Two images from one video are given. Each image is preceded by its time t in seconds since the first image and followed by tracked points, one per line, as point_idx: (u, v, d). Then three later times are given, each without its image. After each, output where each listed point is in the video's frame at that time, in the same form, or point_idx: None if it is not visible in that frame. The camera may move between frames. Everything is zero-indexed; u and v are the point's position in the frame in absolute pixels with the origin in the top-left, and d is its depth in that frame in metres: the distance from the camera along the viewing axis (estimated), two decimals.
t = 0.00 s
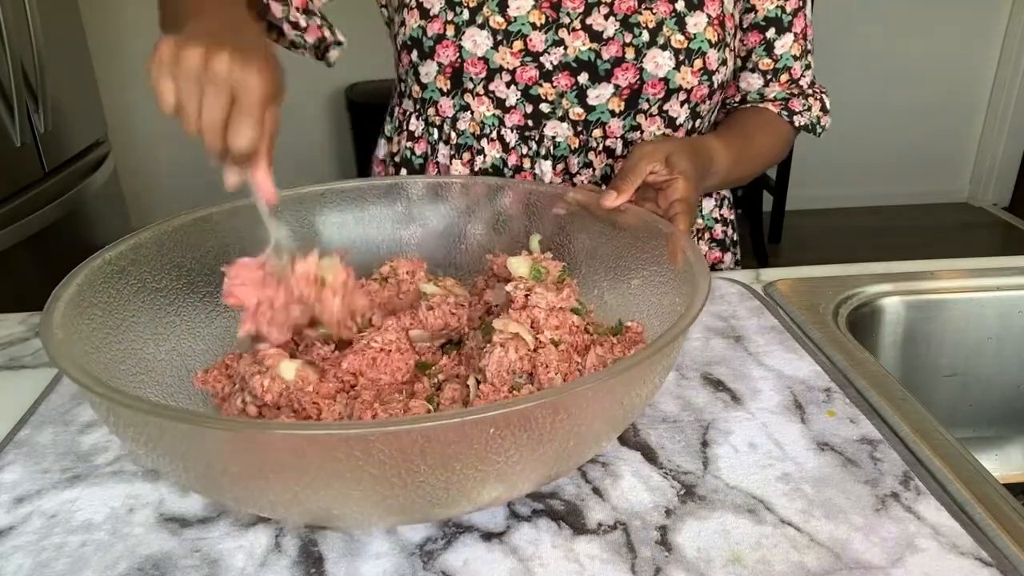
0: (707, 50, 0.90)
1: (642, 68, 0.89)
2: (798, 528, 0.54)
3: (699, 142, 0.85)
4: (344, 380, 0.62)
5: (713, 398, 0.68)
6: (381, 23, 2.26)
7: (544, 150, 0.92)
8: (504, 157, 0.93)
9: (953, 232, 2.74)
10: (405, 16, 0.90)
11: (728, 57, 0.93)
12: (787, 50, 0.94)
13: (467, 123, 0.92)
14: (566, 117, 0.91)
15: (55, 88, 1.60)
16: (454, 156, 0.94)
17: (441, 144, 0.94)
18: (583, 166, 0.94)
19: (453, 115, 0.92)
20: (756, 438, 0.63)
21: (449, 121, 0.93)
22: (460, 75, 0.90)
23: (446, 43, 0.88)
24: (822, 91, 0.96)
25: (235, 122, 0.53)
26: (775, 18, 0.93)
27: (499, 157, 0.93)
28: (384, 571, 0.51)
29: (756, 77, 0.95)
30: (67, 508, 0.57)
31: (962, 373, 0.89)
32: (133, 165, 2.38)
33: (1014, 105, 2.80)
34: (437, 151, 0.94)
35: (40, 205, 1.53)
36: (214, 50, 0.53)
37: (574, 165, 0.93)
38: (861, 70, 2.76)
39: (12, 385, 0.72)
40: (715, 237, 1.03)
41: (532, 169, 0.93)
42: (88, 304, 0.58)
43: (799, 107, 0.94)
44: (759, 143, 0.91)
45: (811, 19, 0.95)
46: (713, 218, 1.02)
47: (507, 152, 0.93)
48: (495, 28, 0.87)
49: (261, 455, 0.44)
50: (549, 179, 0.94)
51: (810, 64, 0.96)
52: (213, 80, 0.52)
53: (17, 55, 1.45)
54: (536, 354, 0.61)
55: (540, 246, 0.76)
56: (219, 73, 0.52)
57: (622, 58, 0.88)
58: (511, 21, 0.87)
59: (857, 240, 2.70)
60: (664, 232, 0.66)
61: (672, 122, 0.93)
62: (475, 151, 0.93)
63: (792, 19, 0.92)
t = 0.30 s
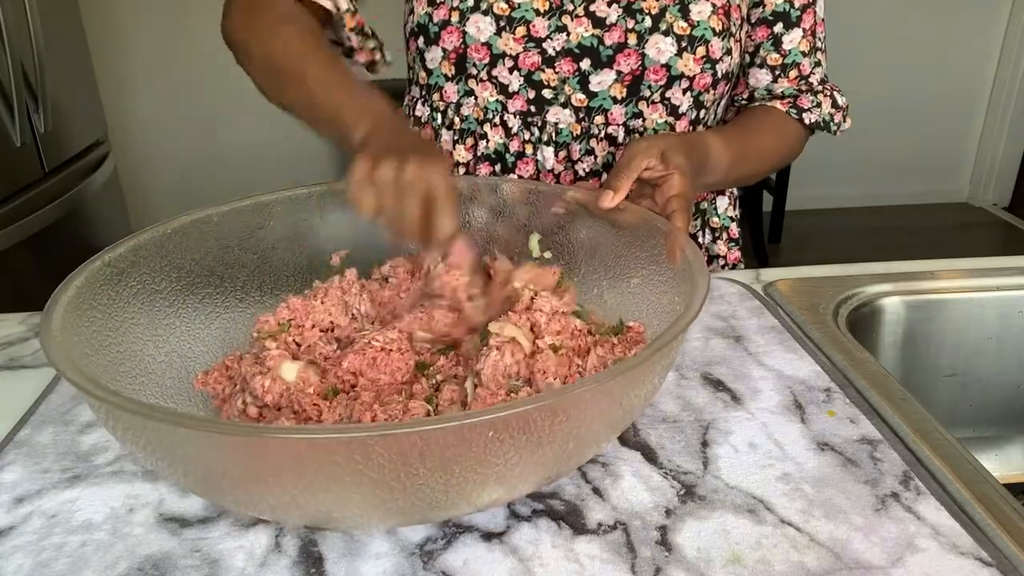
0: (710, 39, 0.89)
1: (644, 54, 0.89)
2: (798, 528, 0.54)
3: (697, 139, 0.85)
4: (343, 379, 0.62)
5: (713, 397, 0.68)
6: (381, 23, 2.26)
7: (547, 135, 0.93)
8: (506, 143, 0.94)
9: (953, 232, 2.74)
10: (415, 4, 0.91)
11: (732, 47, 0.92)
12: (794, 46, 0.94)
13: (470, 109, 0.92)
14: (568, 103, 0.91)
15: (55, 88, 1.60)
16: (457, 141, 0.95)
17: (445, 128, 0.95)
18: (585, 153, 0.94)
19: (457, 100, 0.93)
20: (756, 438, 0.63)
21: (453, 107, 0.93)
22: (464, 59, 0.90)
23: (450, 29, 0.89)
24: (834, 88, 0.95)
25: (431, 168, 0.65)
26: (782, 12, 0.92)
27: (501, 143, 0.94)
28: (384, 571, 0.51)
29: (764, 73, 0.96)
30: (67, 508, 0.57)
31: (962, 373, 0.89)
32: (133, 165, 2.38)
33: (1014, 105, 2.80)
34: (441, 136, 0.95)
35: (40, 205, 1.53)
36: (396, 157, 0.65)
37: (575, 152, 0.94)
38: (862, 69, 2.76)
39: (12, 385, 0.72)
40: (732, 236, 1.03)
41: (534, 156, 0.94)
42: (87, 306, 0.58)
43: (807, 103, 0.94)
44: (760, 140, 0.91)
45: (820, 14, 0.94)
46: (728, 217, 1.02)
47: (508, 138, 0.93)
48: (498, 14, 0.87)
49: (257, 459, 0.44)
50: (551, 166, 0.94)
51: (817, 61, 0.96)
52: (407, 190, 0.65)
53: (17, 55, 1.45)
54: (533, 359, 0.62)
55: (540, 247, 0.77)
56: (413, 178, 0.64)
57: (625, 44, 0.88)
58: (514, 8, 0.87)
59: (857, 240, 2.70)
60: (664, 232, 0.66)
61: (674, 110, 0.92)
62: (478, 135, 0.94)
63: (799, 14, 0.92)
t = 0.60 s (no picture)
0: (725, 41, 0.90)
1: (659, 54, 0.89)
2: (798, 528, 0.54)
3: (697, 142, 0.85)
4: (337, 378, 0.63)
5: (713, 397, 0.68)
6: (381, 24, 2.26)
7: (559, 131, 0.93)
8: (519, 137, 0.94)
9: (953, 232, 2.74)
10: None
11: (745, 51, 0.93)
12: (799, 51, 0.94)
13: (484, 101, 0.93)
14: (582, 99, 0.91)
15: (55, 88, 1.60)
16: (469, 134, 0.96)
17: (458, 121, 0.96)
18: (597, 151, 0.94)
19: (471, 92, 0.93)
20: (756, 438, 0.63)
21: (467, 98, 0.93)
22: (480, 51, 0.90)
23: (468, 21, 0.89)
24: (837, 94, 0.95)
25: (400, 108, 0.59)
26: (787, 18, 0.93)
27: (514, 137, 0.94)
28: (384, 571, 0.51)
29: (768, 77, 0.96)
30: (67, 508, 0.57)
31: (962, 373, 0.89)
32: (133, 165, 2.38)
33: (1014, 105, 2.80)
34: (455, 127, 0.96)
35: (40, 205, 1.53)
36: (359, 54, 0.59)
37: (587, 149, 0.94)
38: (862, 70, 2.76)
39: (12, 385, 0.72)
40: (736, 235, 1.03)
41: (546, 151, 0.94)
42: (86, 309, 0.58)
43: (808, 110, 0.93)
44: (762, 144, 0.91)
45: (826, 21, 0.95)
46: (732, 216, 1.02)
47: (521, 132, 0.93)
48: (516, 7, 0.88)
49: (255, 463, 0.44)
50: (562, 162, 0.94)
51: (822, 68, 0.96)
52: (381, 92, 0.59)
53: (17, 55, 1.45)
54: (537, 368, 0.60)
55: (540, 245, 0.77)
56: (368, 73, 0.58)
57: (640, 42, 0.88)
58: (532, 2, 0.87)
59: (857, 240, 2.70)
60: (663, 231, 0.66)
61: (686, 112, 0.92)
62: (491, 128, 0.94)
63: (805, 20, 0.93)
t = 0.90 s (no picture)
0: (731, 43, 0.90)
1: (667, 58, 0.89)
2: (798, 528, 0.54)
3: (696, 141, 0.85)
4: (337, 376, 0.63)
5: (713, 398, 0.68)
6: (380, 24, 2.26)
7: (568, 138, 0.93)
8: (526, 146, 0.93)
9: (953, 232, 2.74)
10: (437, 6, 0.91)
11: (751, 53, 0.93)
12: (799, 50, 0.94)
13: (492, 111, 0.92)
14: (590, 105, 0.91)
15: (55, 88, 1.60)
16: (479, 144, 0.94)
17: (464, 132, 0.94)
18: (606, 156, 0.94)
19: (479, 103, 0.93)
20: (756, 438, 0.63)
21: (474, 109, 0.93)
22: (487, 62, 0.90)
23: (474, 32, 0.89)
24: (835, 93, 0.95)
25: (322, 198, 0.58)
26: (787, 16, 0.93)
27: (521, 146, 0.93)
28: (384, 571, 0.51)
29: (767, 75, 0.96)
30: (67, 508, 0.57)
31: (962, 373, 0.89)
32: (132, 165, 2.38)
33: (1014, 105, 2.80)
34: (459, 138, 0.94)
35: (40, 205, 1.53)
36: (301, 141, 0.59)
37: (596, 154, 0.94)
38: (862, 70, 2.76)
39: (12, 385, 0.72)
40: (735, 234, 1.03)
41: (554, 158, 0.94)
42: (87, 307, 0.58)
43: (807, 109, 0.94)
44: (760, 145, 0.91)
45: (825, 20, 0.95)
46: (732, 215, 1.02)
47: (529, 141, 0.93)
48: (522, 17, 0.87)
49: (256, 460, 0.44)
50: (570, 169, 0.94)
51: (820, 66, 0.96)
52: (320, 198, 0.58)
53: (17, 55, 1.44)
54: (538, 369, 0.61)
55: (540, 245, 0.77)
56: (306, 162, 0.58)
57: (648, 48, 0.88)
58: (539, 11, 0.87)
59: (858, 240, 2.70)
60: (663, 232, 0.66)
61: (694, 114, 0.93)
62: (498, 137, 0.93)
63: (805, 18, 0.93)
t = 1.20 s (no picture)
0: (736, 46, 0.89)
1: (677, 67, 0.87)
2: (798, 528, 0.54)
3: (701, 142, 0.85)
4: (337, 376, 0.63)
5: (713, 398, 0.68)
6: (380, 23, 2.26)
7: (582, 153, 0.91)
8: (540, 162, 0.91)
9: (953, 232, 2.74)
10: (438, 26, 0.85)
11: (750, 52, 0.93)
12: (788, 43, 0.95)
13: (505, 131, 0.90)
14: (604, 119, 0.89)
15: (55, 88, 1.60)
16: (491, 164, 0.91)
17: (476, 154, 0.91)
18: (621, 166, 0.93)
19: (491, 124, 0.90)
20: (756, 438, 0.63)
21: (486, 131, 0.90)
22: (498, 85, 0.87)
23: (484, 55, 0.85)
24: (826, 85, 0.97)
25: (255, 310, 0.49)
26: (776, 11, 0.93)
27: (536, 163, 0.91)
28: (384, 571, 0.51)
29: (757, 69, 0.96)
30: (67, 508, 0.57)
31: (962, 373, 0.89)
32: (132, 165, 2.38)
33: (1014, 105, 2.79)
34: (471, 161, 0.91)
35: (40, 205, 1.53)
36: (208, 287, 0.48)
37: (612, 165, 0.92)
38: (862, 70, 2.76)
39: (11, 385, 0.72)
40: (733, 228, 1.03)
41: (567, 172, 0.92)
42: (88, 305, 0.59)
43: (798, 102, 0.95)
44: (761, 141, 0.91)
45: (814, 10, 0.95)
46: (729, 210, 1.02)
47: (543, 158, 0.91)
48: (534, 37, 0.84)
49: (256, 461, 0.44)
50: (584, 181, 0.93)
51: (811, 57, 0.97)
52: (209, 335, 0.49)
53: (17, 54, 1.44)
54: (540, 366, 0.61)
55: (542, 247, 0.77)
56: (219, 313, 0.48)
57: (658, 58, 0.86)
58: (549, 29, 0.84)
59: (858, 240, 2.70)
60: (665, 234, 0.66)
61: (705, 117, 0.92)
62: (513, 156, 0.91)
63: (795, 12, 0.93)
